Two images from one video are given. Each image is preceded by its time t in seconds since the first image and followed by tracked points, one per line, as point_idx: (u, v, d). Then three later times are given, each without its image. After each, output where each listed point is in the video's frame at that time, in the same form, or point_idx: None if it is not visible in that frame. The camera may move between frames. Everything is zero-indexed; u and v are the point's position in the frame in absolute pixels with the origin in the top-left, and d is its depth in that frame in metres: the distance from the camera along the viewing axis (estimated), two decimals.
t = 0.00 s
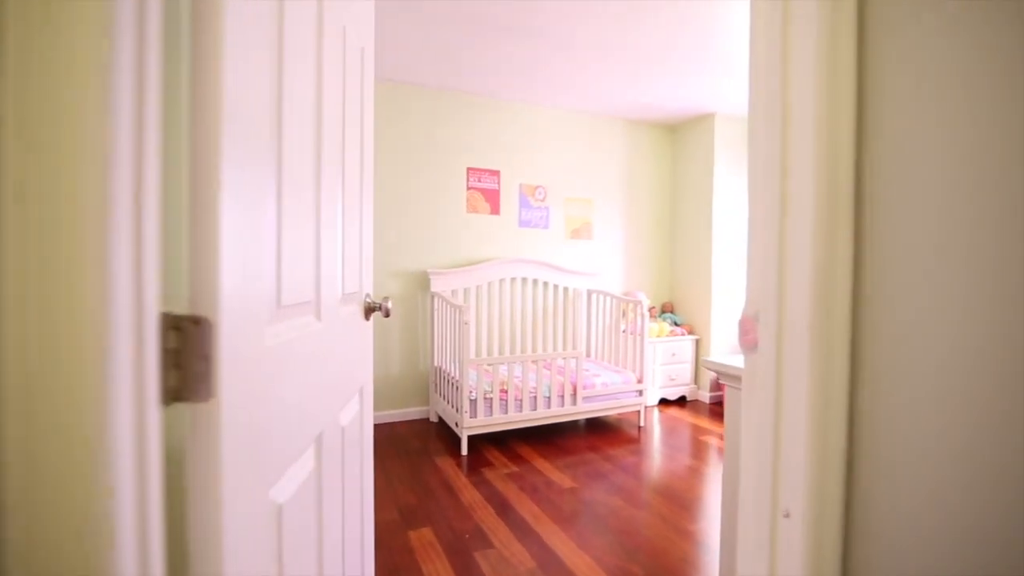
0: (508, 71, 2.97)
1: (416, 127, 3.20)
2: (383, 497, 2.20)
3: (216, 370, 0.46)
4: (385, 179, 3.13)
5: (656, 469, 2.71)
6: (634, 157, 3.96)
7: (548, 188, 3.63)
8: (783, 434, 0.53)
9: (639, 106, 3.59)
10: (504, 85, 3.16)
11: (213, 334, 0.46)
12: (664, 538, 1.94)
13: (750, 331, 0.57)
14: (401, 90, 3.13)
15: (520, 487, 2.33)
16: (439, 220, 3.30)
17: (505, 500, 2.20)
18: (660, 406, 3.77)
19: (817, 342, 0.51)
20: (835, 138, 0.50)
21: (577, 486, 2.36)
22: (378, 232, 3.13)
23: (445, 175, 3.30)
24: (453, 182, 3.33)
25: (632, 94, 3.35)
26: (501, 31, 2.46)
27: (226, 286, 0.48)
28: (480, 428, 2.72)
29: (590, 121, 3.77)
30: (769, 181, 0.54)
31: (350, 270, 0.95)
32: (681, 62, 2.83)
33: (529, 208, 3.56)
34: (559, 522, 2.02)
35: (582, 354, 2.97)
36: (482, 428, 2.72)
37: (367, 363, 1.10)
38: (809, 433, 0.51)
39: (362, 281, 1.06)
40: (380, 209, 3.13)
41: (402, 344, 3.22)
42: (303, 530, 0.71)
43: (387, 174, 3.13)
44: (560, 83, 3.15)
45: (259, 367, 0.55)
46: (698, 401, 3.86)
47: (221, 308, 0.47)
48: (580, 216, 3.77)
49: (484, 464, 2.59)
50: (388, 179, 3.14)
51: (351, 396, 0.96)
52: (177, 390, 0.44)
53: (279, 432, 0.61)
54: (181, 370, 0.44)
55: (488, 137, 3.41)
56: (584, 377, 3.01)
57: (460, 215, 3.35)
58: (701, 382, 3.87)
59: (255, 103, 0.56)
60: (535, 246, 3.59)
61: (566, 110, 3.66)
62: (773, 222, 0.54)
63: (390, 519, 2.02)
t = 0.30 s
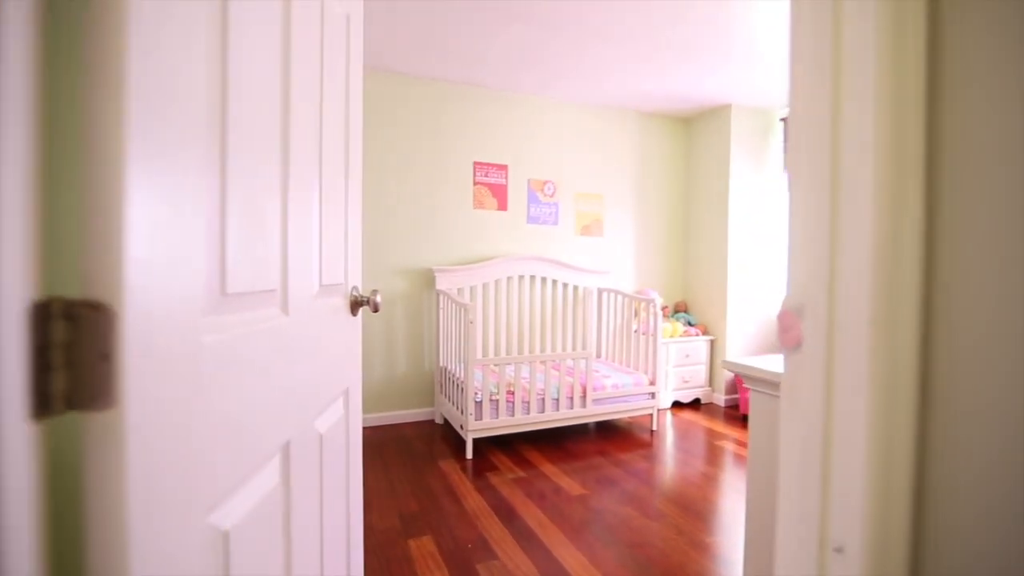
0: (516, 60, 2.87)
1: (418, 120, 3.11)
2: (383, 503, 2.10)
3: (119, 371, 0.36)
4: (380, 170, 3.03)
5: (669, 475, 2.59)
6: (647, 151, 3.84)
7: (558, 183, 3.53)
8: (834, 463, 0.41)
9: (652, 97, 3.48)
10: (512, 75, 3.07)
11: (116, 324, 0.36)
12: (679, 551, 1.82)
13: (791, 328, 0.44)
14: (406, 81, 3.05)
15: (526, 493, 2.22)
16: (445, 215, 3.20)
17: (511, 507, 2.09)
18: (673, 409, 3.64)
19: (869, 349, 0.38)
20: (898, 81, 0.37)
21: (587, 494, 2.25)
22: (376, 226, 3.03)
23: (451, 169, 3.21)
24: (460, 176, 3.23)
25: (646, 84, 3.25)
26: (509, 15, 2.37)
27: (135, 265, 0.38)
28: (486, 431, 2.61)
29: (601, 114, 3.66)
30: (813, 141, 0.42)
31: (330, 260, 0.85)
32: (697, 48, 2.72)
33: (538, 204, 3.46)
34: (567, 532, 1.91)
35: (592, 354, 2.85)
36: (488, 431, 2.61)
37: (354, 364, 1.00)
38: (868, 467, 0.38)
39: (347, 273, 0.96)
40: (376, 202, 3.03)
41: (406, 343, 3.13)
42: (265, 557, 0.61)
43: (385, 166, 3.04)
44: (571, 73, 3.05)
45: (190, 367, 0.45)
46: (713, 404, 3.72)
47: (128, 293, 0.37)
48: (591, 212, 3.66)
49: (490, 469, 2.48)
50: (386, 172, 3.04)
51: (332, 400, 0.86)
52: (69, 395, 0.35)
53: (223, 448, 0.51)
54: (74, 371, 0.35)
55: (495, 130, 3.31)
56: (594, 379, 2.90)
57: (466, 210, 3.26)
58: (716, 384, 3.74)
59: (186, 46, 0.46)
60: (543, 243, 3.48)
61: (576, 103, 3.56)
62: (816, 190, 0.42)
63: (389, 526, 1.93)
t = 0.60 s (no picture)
0: (526, 50, 2.78)
1: (417, 114, 3.01)
2: (386, 509, 2.02)
3: None
4: (367, 166, 2.91)
5: (683, 482, 2.48)
6: (661, 146, 3.73)
7: (569, 179, 3.43)
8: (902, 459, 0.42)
9: (667, 89, 3.38)
10: (522, 67, 2.98)
11: None
12: (696, 564, 1.72)
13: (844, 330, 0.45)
14: (413, 74, 2.98)
15: (535, 500, 2.13)
16: (452, 212, 3.12)
17: (519, 515, 2.00)
18: (688, 412, 3.52)
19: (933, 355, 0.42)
20: (953, 99, 0.42)
21: (598, 501, 2.15)
22: (368, 224, 2.92)
23: (459, 164, 3.12)
24: (467, 172, 3.15)
25: (661, 75, 3.15)
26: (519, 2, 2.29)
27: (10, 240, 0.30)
28: (494, 434, 2.52)
29: (614, 108, 3.56)
30: (878, 140, 0.43)
31: (312, 249, 0.77)
32: (714, 35, 2.61)
33: (548, 200, 3.36)
34: (578, 542, 1.82)
35: (604, 355, 2.75)
36: (496, 434, 2.52)
37: (344, 365, 0.92)
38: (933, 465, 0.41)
39: (335, 266, 0.87)
40: (367, 201, 2.91)
41: (412, 343, 3.05)
42: None
43: (376, 163, 2.93)
44: (583, 64, 2.96)
45: (96, 367, 0.36)
46: (730, 407, 3.59)
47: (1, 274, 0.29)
48: (603, 208, 3.55)
49: (497, 473, 2.39)
50: (377, 168, 2.93)
51: (314, 405, 0.77)
52: None
53: (153, 467, 0.42)
54: None
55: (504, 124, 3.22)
56: (606, 381, 2.79)
57: (474, 207, 3.17)
58: (733, 387, 3.61)
59: None
60: (554, 240, 3.39)
61: (588, 96, 3.47)
62: (880, 200, 0.43)
63: (392, 533, 1.85)
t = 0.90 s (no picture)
0: (536, 42, 2.69)
1: (415, 107, 2.92)
2: (389, 516, 1.94)
3: None
4: (363, 162, 2.83)
5: (698, 489, 2.38)
6: (676, 140, 3.63)
7: (580, 175, 3.33)
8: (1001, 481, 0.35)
9: (683, 81, 3.29)
10: (533, 59, 2.90)
11: None
12: None
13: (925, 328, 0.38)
14: (419, 67, 2.91)
15: (543, 508, 2.05)
16: (460, 209, 3.04)
17: (526, 523, 1.92)
18: (703, 415, 3.41)
19: None
20: None
21: (609, 509, 2.06)
22: (362, 221, 2.83)
23: (466, 159, 3.04)
24: (474, 167, 3.06)
25: (677, 66, 3.07)
26: None
27: None
28: (501, 437, 2.44)
29: (627, 101, 3.47)
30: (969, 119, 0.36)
31: (292, 238, 0.69)
32: (732, 22, 2.51)
33: (558, 196, 3.27)
34: (587, 553, 1.73)
35: (616, 356, 2.65)
36: (503, 438, 2.43)
37: (332, 368, 0.84)
38: None
39: (321, 258, 0.79)
40: (363, 197, 2.83)
41: (419, 343, 2.98)
42: None
43: (371, 158, 2.84)
44: (595, 55, 2.88)
45: None
46: (746, 411, 3.48)
47: None
48: (615, 205, 3.45)
49: (504, 479, 2.31)
50: (371, 163, 2.84)
51: (294, 415, 0.69)
52: None
53: (59, 496, 0.34)
54: None
55: (512, 119, 3.14)
56: (618, 383, 2.69)
57: (482, 203, 3.09)
58: (749, 390, 3.49)
59: None
60: (564, 238, 3.29)
61: (600, 90, 3.38)
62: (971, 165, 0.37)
63: (393, 542, 1.77)
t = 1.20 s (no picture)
0: (542, 33, 2.60)
1: (403, 99, 2.81)
2: (388, 525, 1.86)
3: None
4: (346, 155, 2.72)
5: (710, 496, 2.28)
6: (686, 135, 3.52)
7: (587, 171, 3.24)
8: None
9: (692, 74, 3.17)
10: (539, 52, 2.80)
11: None
12: None
13: None
14: (422, 60, 2.82)
15: (549, 516, 1.96)
16: (464, 206, 2.95)
17: (532, 534, 1.83)
18: (715, 419, 3.31)
19: None
20: None
21: (618, 518, 1.97)
22: (346, 216, 2.73)
23: (471, 155, 2.96)
24: (479, 163, 2.98)
25: (687, 58, 2.96)
26: None
27: None
28: (506, 442, 2.35)
29: (635, 95, 3.37)
30: None
31: (261, 228, 0.60)
32: (747, 12, 2.41)
33: (565, 193, 3.18)
34: (596, 566, 1.65)
35: (626, 358, 2.55)
36: (509, 443, 2.35)
37: (313, 375, 0.75)
38: None
39: (299, 254, 0.71)
40: (347, 191, 2.72)
41: (422, 344, 2.90)
42: None
43: (354, 151, 2.73)
44: (603, 48, 2.78)
45: None
46: (759, 415, 3.37)
47: None
48: (624, 202, 3.35)
49: (509, 485, 2.22)
50: (355, 155, 2.73)
51: (265, 429, 0.60)
52: None
53: None
54: None
55: (518, 114, 3.05)
56: (627, 386, 2.59)
57: (486, 200, 3.00)
58: (763, 392, 3.38)
59: None
60: (570, 237, 3.20)
61: (607, 84, 3.27)
62: None
63: (392, 553, 1.69)
